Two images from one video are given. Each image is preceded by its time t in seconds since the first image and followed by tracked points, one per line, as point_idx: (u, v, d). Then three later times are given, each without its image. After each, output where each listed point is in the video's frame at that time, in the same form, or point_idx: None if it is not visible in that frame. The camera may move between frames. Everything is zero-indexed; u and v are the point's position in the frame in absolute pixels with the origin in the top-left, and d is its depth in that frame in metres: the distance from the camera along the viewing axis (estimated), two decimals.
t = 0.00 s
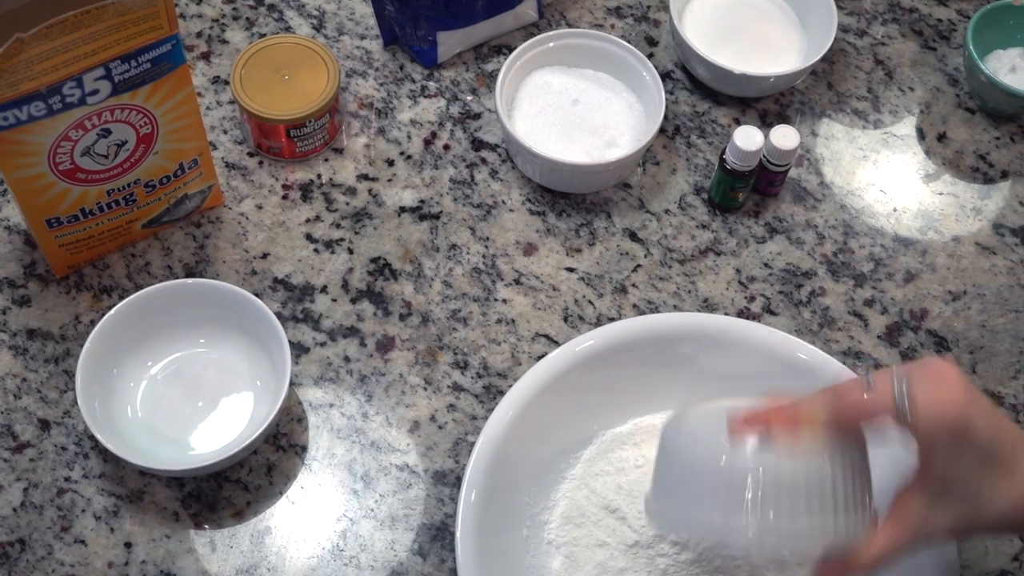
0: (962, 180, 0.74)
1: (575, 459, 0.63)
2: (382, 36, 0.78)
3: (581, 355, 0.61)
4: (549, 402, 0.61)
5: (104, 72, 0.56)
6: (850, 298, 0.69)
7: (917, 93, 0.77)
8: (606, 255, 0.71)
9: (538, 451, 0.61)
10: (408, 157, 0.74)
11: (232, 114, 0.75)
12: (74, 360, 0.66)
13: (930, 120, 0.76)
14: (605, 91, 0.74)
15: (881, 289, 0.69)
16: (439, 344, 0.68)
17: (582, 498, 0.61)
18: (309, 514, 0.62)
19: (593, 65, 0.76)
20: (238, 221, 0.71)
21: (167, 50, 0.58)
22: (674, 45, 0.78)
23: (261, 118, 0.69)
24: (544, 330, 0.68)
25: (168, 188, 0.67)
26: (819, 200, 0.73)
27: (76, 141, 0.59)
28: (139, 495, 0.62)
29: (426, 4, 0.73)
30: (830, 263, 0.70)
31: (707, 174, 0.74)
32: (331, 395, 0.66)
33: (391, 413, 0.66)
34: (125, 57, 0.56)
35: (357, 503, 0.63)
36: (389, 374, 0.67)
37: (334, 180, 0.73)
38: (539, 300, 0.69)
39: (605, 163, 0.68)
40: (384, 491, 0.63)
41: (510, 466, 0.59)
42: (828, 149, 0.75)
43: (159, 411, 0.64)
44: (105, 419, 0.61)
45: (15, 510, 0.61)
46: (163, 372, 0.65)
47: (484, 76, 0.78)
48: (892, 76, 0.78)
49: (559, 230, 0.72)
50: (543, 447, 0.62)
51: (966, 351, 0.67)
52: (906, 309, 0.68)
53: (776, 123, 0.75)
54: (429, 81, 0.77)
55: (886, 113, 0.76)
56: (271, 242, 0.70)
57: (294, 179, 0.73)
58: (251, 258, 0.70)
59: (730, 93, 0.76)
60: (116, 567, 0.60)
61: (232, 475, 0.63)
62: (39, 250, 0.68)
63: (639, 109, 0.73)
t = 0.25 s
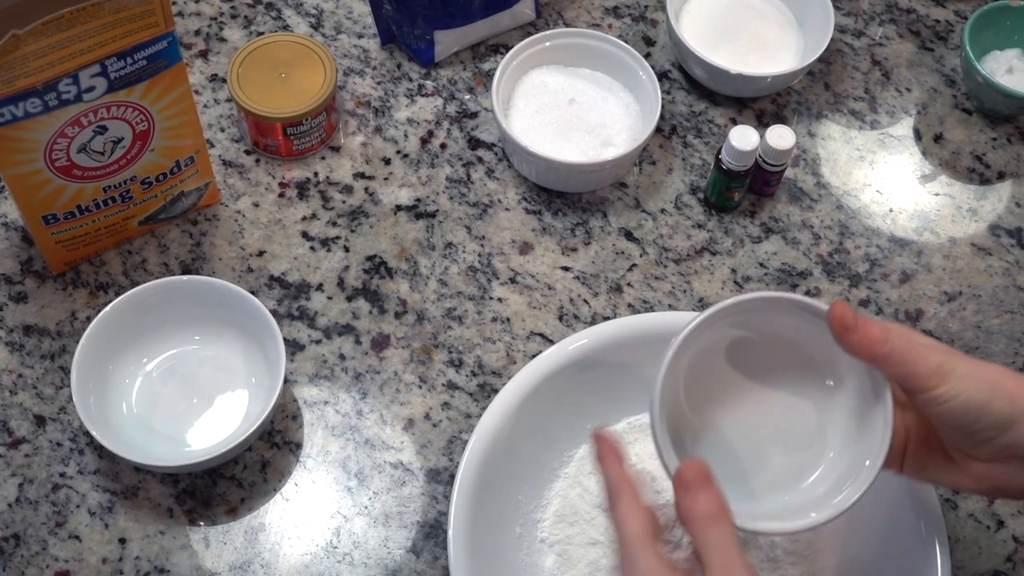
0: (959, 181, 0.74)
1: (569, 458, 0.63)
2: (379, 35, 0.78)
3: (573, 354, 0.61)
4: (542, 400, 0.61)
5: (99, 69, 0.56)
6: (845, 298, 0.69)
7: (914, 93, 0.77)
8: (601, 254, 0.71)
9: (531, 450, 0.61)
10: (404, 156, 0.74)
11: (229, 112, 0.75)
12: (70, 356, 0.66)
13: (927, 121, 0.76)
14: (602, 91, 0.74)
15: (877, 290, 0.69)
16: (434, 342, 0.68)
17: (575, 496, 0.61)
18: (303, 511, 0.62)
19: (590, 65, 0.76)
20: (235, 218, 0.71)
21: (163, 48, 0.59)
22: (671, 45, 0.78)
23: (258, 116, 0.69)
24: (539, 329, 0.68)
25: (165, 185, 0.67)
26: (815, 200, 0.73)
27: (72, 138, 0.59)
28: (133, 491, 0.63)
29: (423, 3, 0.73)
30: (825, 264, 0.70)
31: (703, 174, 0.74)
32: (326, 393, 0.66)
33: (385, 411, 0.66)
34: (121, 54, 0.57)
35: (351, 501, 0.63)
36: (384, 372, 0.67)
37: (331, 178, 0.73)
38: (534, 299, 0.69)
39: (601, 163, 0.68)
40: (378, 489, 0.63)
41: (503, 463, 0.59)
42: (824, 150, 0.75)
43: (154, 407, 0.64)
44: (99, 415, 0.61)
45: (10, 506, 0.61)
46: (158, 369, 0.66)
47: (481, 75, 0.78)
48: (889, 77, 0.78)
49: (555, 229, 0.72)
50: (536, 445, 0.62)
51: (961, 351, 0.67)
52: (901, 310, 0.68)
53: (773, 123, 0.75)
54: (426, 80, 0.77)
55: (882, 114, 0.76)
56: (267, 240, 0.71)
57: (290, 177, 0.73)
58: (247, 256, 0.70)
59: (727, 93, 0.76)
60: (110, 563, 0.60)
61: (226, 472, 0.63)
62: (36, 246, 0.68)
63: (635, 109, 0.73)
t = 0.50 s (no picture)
0: (956, 184, 0.74)
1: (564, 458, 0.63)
2: (378, 35, 0.78)
3: (566, 353, 0.61)
4: (536, 399, 0.61)
5: (97, 67, 0.57)
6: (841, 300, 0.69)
7: (912, 96, 0.77)
8: (598, 255, 0.71)
9: (525, 449, 0.61)
10: (402, 156, 0.74)
11: (228, 111, 0.76)
12: (68, 353, 0.67)
13: (925, 123, 0.76)
14: (600, 92, 0.75)
15: (873, 292, 0.69)
16: (430, 341, 0.68)
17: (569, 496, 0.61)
18: (298, 509, 0.63)
19: (588, 66, 0.76)
20: (233, 217, 0.72)
21: (162, 46, 0.59)
22: (670, 46, 0.78)
23: (256, 116, 0.69)
24: (535, 329, 0.68)
25: (163, 183, 0.68)
26: (813, 202, 0.73)
27: (71, 135, 0.59)
28: (129, 488, 0.63)
29: (422, 4, 0.73)
30: (822, 266, 0.70)
31: (700, 175, 0.74)
32: (322, 391, 0.66)
33: (381, 409, 0.66)
34: (119, 52, 0.57)
35: (346, 499, 0.63)
36: (380, 371, 0.67)
37: (329, 177, 0.74)
38: (531, 299, 0.69)
39: (598, 163, 0.68)
40: (373, 487, 0.63)
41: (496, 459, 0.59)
42: (822, 152, 0.75)
43: (150, 404, 0.64)
44: (96, 412, 0.61)
45: (6, 501, 0.62)
46: (155, 366, 0.66)
47: (480, 76, 0.78)
48: (887, 79, 0.78)
49: (552, 229, 0.72)
50: (531, 444, 0.62)
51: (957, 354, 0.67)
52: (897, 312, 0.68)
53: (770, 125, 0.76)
54: (424, 80, 0.78)
55: (880, 117, 0.76)
56: (265, 239, 0.71)
57: (288, 176, 0.74)
58: (245, 254, 0.70)
59: (725, 95, 0.76)
60: (105, 559, 0.60)
61: (221, 469, 0.64)
62: (34, 243, 0.68)
63: (633, 110, 0.74)
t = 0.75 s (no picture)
0: (955, 188, 0.74)
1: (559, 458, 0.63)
2: (379, 36, 0.78)
3: (561, 356, 0.61)
4: (532, 401, 0.61)
5: (98, 66, 0.57)
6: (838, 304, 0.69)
7: (911, 101, 0.77)
8: (596, 257, 0.71)
9: (520, 450, 0.61)
10: (401, 156, 0.75)
11: (229, 111, 0.76)
12: (66, 350, 0.67)
13: (924, 128, 0.76)
14: (599, 95, 0.75)
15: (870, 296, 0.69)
16: (427, 341, 0.68)
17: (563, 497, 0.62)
18: (294, 507, 0.63)
19: (588, 68, 0.76)
20: (232, 216, 0.72)
21: (162, 45, 0.59)
22: (669, 50, 0.79)
23: (257, 116, 0.70)
24: (532, 330, 0.69)
25: (163, 182, 0.68)
26: (811, 205, 0.73)
27: (70, 134, 0.60)
28: (126, 485, 0.63)
29: (422, 6, 0.73)
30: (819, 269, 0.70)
31: (698, 178, 0.74)
32: (318, 390, 0.66)
33: (377, 409, 0.66)
34: (120, 51, 0.57)
35: (341, 498, 0.63)
36: (376, 370, 0.67)
37: (328, 177, 0.74)
38: (528, 300, 0.70)
39: (597, 165, 0.68)
40: (368, 486, 0.63)
41: (491, 463, 0.59)
42: (820, 155, 0.75)
43: (148, 402, 0.64)
44: (94, 408, 0.62)
45: (3, 497, 0.62)
46: (153, 364, 0.66)
47: (479, 78, 0.79)
48: (887, 84, 0.78)
49: (550, 231, 0.72)
50: (526, 445, 0.62)
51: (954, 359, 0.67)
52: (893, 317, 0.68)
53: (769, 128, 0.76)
54: (424, 81, 0.78)
55: (879, 121, 0.76)
56: (263, 238, 0.71)
57: (288, 176, 0.74)
58: (244, 253, 0.70)
59: (724, 98, 0.76)
60: (101, 556, 0.61)
61: (218, 467, 0.64)
62: (34, 241, 0.68)
63: (631, 112, 0.74)
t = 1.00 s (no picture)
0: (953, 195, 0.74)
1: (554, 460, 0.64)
2: (380, 38, 0.79)
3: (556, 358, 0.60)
4: (529, 402, 0.60)
5: (99, 65, 0.57)
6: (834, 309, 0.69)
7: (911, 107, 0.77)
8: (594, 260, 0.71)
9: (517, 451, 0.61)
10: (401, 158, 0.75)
11: (229, 111, 0.76)
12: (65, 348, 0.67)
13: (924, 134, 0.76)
14: (599, 98, 0.75)
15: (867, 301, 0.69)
16: (425, 343, 0.69)
17: (559, 499, 0.62)
18: (291, 507, 0.63)
19: (588, 72, 0.77)
20: (231, 216, 0.72)
21: (163, 46, 0.60)
22: (670, 54, 0.79)
23: (257, 116, 0.70)
24: (529, 332, 0.69)
25: (163, 181, 0.68)
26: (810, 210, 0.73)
27: (71, 132, 0.60)
28: (123, 483, 0.63)
29: (423, 7, 0.74)
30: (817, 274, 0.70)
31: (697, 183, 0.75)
32: (316, 390, 0.67)
33: (374, 410, 0.66)
34: (120, 51, 0.58)
35: (338, 498, 0.63)
36: (373, 371, 0.68)
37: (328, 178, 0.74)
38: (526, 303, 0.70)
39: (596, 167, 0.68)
40: (364, 487, 0.64)
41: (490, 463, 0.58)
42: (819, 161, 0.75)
43: (145, 401, 0.64)
44: (92, 406, 0.62)
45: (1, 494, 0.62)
46: (151, 363, 0.66)
47: (480, 80, 0.79)
48: (887, 89, 0.78)
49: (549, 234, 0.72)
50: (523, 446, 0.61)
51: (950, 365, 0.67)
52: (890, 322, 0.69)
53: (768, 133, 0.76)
54: (425, 83, 0.78)
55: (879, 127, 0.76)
56: (263, 238, 0.72)
57: (288, 176, 0.74)
58: (243, 253, 0.71)
59: (724, 103, 0.76)
60: (97, 553, 0.61)
61: (215, 466, 0.64)
62: (34, 239, 0.69)
63: (631, 116, 0.74)
